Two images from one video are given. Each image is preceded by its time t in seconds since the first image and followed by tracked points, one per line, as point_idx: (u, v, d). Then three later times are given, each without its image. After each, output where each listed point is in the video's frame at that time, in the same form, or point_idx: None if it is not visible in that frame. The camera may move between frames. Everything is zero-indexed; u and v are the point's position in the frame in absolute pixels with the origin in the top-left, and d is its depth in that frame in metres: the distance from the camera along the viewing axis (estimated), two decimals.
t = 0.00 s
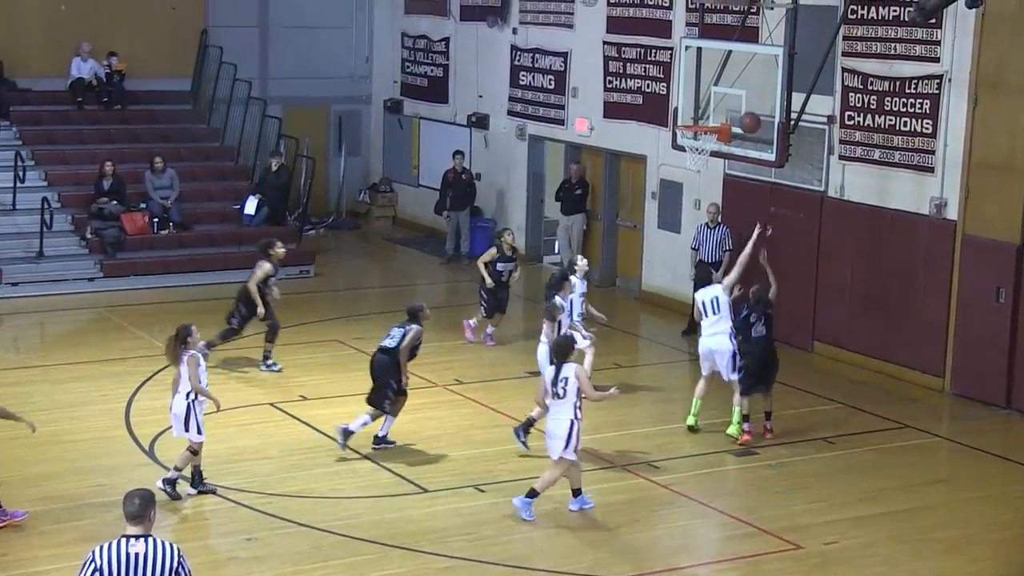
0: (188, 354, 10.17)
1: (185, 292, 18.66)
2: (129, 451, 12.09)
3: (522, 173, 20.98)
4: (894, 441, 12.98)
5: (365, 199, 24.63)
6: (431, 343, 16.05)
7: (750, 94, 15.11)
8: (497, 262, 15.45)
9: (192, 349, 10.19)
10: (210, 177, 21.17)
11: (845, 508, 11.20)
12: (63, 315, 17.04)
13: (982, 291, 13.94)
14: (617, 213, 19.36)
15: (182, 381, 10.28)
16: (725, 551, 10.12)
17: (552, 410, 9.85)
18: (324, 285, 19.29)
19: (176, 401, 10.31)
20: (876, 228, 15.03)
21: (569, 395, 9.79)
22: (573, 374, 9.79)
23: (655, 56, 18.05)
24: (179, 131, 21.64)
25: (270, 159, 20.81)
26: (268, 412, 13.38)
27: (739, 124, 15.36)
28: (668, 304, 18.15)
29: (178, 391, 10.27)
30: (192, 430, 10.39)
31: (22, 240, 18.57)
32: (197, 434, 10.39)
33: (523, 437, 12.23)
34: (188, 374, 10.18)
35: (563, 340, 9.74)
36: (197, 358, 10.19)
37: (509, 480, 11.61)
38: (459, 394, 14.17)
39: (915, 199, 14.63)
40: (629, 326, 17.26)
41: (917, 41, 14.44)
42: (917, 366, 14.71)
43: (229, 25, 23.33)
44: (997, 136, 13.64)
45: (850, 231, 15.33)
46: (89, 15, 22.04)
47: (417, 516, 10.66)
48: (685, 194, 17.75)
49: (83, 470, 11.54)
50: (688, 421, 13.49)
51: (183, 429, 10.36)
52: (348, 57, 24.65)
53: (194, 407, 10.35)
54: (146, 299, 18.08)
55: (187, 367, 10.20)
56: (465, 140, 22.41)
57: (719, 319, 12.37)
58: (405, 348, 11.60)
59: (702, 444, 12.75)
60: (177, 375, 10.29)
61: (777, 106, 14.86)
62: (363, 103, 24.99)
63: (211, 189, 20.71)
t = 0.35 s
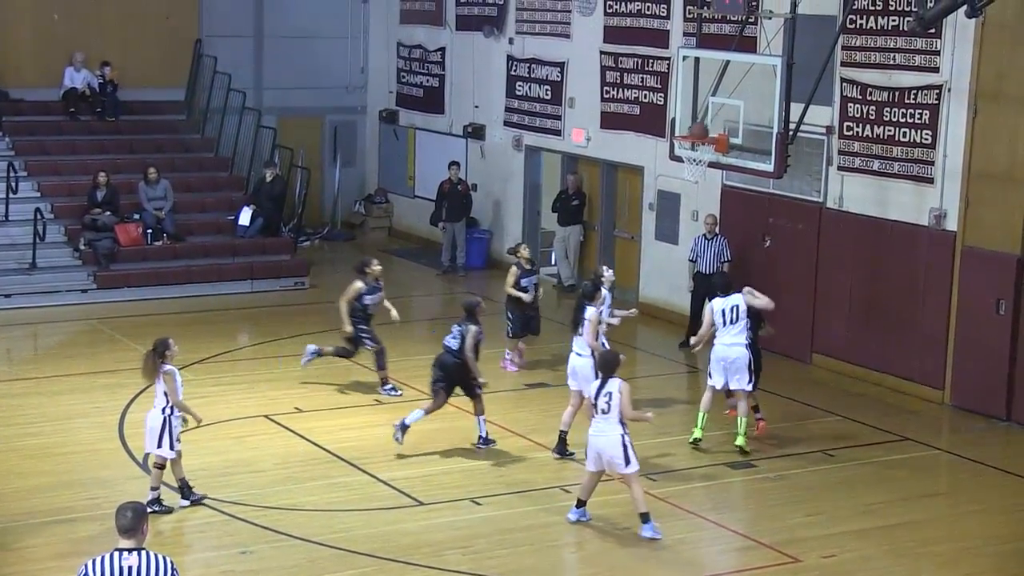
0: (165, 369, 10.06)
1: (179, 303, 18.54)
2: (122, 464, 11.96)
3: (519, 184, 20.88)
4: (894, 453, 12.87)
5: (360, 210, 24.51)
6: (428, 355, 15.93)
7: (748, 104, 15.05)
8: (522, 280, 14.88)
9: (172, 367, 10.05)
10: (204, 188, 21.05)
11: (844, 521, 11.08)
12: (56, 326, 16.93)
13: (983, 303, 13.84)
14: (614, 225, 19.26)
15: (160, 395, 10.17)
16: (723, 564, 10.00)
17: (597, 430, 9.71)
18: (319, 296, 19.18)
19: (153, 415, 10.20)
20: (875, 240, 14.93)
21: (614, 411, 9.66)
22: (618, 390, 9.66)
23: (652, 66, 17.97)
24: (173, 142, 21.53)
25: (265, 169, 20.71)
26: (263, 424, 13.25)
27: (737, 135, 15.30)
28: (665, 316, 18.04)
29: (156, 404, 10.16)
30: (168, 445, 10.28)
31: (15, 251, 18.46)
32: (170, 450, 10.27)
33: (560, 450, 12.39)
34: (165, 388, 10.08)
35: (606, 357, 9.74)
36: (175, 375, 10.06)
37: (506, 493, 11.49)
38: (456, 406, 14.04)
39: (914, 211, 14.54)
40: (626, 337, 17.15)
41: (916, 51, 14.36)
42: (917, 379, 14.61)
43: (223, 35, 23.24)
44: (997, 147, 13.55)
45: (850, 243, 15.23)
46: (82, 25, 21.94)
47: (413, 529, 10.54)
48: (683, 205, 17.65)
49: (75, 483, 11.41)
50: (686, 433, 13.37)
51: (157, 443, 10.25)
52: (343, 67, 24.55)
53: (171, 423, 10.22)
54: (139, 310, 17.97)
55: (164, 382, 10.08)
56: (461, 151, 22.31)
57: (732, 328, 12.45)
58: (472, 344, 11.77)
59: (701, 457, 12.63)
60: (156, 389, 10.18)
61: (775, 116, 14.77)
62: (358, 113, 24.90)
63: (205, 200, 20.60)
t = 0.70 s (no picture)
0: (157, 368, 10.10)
1: (179, 306, 18.53)
2: (122, 466, 11.95)
3: (518, 186, 20.89)
4: (894, 456, 12.87)
5: (360, 213, 24.53)
6: (427, 357, 15.93)
7: (748, 107, 15.06)
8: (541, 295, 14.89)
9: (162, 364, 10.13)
10: (205, 191, 21.05)
11: (844, 523, 11.09)
12: (56, 329, 16.92)
13: (982, 306, 13.83)
14: (614, 227, 19.26)
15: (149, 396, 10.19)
16: (723, 567, 10.01)
17: (626, 434, 9.60)
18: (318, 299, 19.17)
19: (144, 416, 10.21)
20: (875, 243, 14.93)
21: (648, 416, 9.56)
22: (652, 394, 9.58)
23: (652, 69, 17.97)
24: (172, 145, 21.53)
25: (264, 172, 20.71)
26: (263, 427, 13.25)
27: (737, 137, 15.31)
28: (665, 319, 18.04)
29: (148, 406, 10.17)
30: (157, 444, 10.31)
31: (15, 254, 18.45)
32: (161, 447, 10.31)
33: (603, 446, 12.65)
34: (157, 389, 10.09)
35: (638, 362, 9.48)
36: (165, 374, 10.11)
37: (506, 495, 11.49)
38: (455, 409, 14.04)
39: (914, 213, 14.55)
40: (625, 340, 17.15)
41: (916, 54, 14.37)
42: (916, 382, 14.61)
43: (222, 38, 23.23)
44: (997, 150, 13.56)
45: (850, 246, 15.23)
46: (82, 27, 21.95)
47: (413, 531, 10.54)
48: (683, 208, 17.65)
49: (75, 485, 11.40)
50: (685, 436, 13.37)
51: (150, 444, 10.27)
52: (343, 69, 24.55)
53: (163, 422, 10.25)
54: (139, 313, 17.96)
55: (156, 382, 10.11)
56: (461, 154, 22.31)
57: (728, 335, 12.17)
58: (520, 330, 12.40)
59: (700, 460, 12.64)
60: (144, 390, 10.19)
61: (775, 119, 14.78)
62: (358, 116, 24.91)
63: (205, 203, 20.60)
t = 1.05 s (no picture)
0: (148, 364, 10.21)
1: (180, 306, 18.54)
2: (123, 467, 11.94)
3: (519, 187, 20.89)
4: (894, 456, 12.86)
5: (360, 213, 24.54)
6: (428, 357, 15.93)
7: (749, 107, 15.06)
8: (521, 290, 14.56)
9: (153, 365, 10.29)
10: (206, 192, 21.06)
11: (845, 523, 11.09)
12: (57, 329, 16.91)
13: (984, 306, 13.82)
14: (615, 227, 19.27)
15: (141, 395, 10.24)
16: (724, 567, 10.01)
17: (624, 452, 9.45)
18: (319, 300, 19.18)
19: (137, 416, 10.23)
20: (876, 243, 14.93)
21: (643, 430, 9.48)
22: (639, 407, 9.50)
23: (653, 69, 17.97)
24: (173, 145, 21.54)
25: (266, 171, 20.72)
26: (263, 427, 13.24)
27: (738, 137, 15.32)
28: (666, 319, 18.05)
29: (142, 405, 10.21)
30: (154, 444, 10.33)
31: (16, 253, 18.44)
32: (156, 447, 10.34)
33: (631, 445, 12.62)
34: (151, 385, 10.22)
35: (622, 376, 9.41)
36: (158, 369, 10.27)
37: (506, 495, 11.48)
38: (455, 409, 14.04)
39: (915, 213, 14.54)
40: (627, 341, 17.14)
41: (916, 54, 14.37)
42: (917, 382, 14.61)
43: (223, 37, 23.22)
44: (998, 150, 13.56)
45: (851, 246, 15.22)
46: (83, 27, 21.96)
47: (414, 531, 10.54)
48: (684, 208, 17.65)
49: (75, 485, 11.40)
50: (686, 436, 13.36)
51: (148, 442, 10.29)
52: (344, 69, 24.56)
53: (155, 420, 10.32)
54: (140, 313, 17.96)
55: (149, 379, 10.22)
56: (462, 153, 22.31)
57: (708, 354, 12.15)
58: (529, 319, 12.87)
59: (701, 459, 12.63)
60: (135, 391, 10.23)
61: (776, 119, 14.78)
62: (359, 116, 24.92)
63: (206, 202, 20.60)
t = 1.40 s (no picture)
0: (153, 359, 10.36)
1: (182, 305, 18.55)
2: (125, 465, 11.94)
3: (522, 186, 20.89)
4: (896, 455, 12.85)
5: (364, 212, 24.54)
6: (430, 356, 15.93)
7: (752, 107, 15.07)
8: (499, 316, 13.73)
9: (153, 356, 10.46)
10: (209, 191, 21.06)
11: (846, 522, 11.09)
12: (59, 328, 16.92)
13: (986, 305, 13.81)
14: (618, 226, 19.27)
15: (145, 388, 10.43)
16: (726, 566, 10.01)
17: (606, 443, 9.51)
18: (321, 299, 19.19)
19: (143, 410, 10.41)
20: (879, 242, 14.92)
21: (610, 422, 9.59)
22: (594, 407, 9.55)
23: (656, 68, 17.96)
24: (177, 144, 21.54)
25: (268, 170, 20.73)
26: (266, 426, 13.24)
27: (741, 137, 15.33)
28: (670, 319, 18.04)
29: (149, 399, 10.41)
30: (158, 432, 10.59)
31: (18, 252, 18.45)
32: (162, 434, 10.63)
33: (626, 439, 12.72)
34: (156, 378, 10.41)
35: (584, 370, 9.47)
36: (160, 361, 10.42)
37: (507, 495, 11.48)
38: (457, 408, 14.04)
39: (918, 212, 14.53)
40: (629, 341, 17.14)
41: (919, 53, 14.36)
42: (920, 381, 14.59)
43: (225, 36, 23.21)
44: (1001, 150, 13.55)
45: (854, 246, 15.21)
46: (85, 26, 21.97)
47: (416, 530, 10.54)
48: (686, 207, 17.65)
49: (77, 485, 11.40)
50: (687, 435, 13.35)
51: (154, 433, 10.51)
52: (346, 69, 24.55)
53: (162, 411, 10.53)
54: (142, 312, 17.96)
55: (152, 373, 10.39)
56: (465, 153, 22.31)
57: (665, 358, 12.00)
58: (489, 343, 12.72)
59: (702, 459, 12.62)
60: (140, 384, 10.41)
61: (778, 118, 14.78)
62: (361, 115, 24.93)
63: (208, 202, 20.60)
